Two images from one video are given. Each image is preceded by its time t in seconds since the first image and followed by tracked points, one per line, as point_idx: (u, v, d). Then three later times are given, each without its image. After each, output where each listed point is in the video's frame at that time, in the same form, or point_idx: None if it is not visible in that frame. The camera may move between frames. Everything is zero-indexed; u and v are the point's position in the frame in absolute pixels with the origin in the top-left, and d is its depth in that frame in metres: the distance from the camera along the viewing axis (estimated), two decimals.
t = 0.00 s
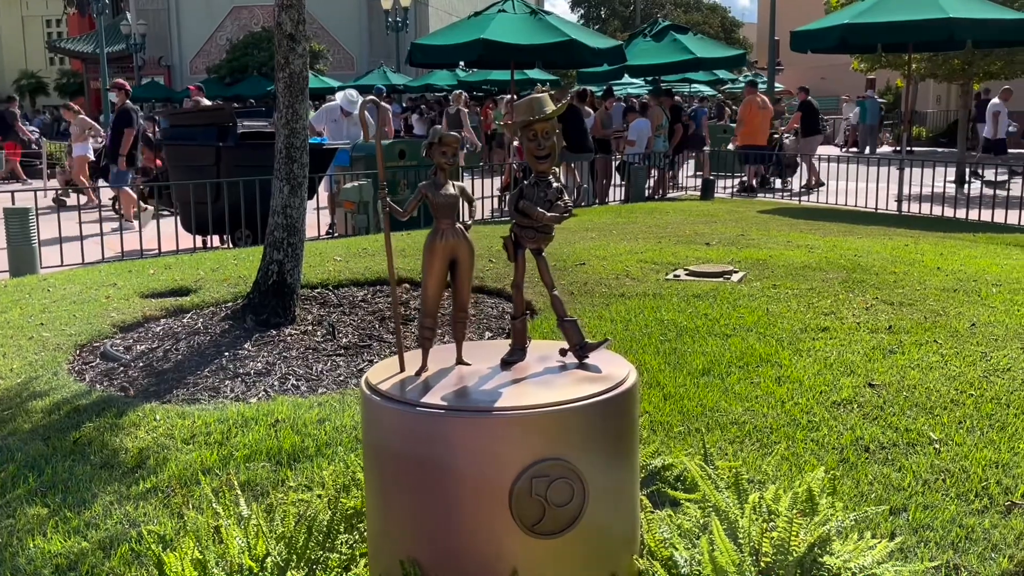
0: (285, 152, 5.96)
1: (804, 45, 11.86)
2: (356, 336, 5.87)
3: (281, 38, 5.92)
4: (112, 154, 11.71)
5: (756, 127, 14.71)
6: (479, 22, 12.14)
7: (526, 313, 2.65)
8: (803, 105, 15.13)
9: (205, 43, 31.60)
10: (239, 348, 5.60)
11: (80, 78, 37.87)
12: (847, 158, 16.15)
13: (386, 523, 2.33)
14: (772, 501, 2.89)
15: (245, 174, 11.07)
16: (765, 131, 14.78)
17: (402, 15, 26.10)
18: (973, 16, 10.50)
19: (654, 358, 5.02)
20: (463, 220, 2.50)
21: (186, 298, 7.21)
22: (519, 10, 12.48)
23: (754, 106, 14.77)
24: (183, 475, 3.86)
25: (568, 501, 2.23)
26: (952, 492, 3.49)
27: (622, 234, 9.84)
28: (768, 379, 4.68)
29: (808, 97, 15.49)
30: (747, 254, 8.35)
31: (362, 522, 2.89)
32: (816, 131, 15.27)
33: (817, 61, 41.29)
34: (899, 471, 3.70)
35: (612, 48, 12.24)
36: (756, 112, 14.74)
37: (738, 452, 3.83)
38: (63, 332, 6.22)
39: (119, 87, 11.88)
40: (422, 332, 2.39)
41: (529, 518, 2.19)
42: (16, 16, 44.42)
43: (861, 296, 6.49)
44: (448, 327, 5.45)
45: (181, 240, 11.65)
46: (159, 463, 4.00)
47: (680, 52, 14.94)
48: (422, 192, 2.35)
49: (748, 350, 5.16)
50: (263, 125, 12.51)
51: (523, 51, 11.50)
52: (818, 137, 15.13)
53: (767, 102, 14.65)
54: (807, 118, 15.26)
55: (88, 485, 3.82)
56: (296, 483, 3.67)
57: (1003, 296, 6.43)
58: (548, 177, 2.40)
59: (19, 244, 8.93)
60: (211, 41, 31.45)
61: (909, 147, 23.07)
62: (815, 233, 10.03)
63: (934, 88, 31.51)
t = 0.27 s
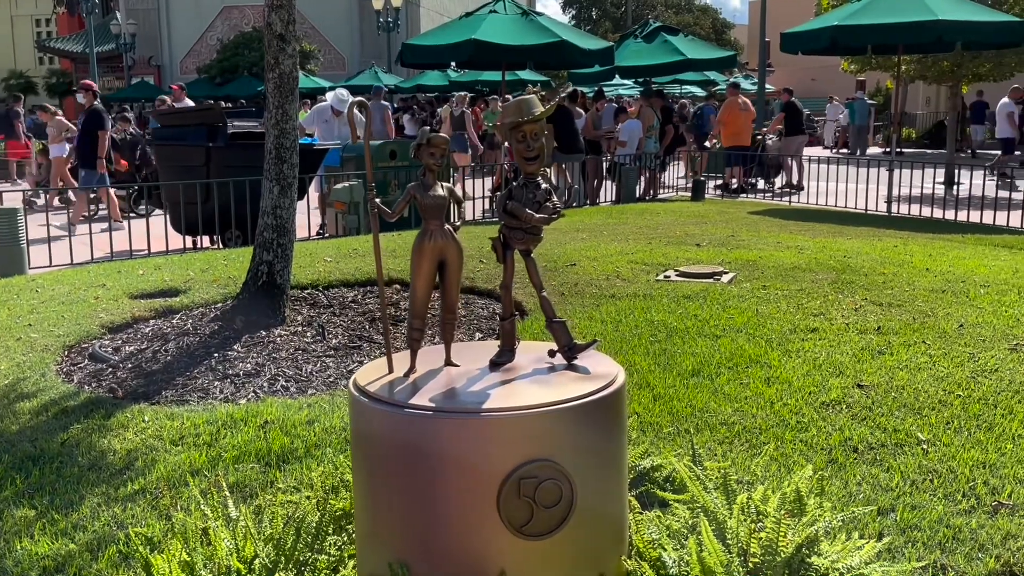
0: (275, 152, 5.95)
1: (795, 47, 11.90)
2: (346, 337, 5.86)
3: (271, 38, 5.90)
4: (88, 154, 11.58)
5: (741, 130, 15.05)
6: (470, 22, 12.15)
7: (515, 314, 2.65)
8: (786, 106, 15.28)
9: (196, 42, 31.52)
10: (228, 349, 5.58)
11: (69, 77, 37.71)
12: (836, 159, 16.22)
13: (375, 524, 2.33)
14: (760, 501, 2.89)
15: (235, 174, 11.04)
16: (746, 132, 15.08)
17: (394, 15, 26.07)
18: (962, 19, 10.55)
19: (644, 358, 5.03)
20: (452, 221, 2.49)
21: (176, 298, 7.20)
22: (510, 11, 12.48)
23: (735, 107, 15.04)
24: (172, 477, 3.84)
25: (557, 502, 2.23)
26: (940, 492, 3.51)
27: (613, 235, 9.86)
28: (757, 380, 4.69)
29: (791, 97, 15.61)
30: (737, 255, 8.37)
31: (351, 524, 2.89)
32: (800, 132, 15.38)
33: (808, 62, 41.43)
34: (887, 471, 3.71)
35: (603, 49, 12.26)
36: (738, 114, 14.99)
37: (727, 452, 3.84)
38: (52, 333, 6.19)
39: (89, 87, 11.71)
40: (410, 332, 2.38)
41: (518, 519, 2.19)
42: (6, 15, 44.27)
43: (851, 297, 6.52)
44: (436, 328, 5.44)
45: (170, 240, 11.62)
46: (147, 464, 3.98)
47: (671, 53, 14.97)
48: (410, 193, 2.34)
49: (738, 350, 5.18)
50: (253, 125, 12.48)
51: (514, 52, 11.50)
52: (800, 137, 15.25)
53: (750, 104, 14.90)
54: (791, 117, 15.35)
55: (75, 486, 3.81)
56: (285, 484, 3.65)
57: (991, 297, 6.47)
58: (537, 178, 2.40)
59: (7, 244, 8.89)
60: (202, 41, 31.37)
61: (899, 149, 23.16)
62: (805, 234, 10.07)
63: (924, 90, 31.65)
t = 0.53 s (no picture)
0: (266, 153, 5.94)
1: (787, 49, 11.93)
2: (338, 338, 5.85)
3: (263, 39, 5.89)
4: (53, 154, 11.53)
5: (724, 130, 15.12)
6: (462, 24, 12.15)
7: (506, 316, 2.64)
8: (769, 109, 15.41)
9: (187, 43, 31.43)
10: (219, 351, 5.57)
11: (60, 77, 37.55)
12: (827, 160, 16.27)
13: (366, 526, 2.32)
14: (751, 502, 2.90)
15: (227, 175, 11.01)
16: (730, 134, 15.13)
17: (386, 16, 26.06)
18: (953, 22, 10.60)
19: (636, 360, 5.04)
20: (443, 223, 2.49)
21: (167, 300, 7.17)
22: (502, 13, 12.48)
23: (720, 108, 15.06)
24: (163, 479, 3.83)
25: (548, 504, 2.23)
26: (930, 493, 3.52)
27: (605, 236, 9.87)
28: (749, 381, 4.70)
29: (774, 99, 15.87)
30: (729, 257, 8.39)
31: (342, 526, 2.88)
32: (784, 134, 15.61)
33: (799, 64, 41.54)
34: (878, 472, 3.73)
35: (595, 50, 12.27)
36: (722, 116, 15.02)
37: (718, 454, 3.85)
38: (41, 335, 6.17)
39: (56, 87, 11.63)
40: (402, 334, 2.38)
41: (509, 521, 2.19)
42: None
43: (842, 299, 6.54)
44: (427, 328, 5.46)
45: (161, 241, 11.59)
46: (138, 467, 3.97)
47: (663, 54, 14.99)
48: (402, 195, 2.34)
49: (729, 352, 5.19)
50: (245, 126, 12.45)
51: (507, 53, 11.51)
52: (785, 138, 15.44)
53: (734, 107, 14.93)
54: (774, 120, 15.55)
55: (65, 489, 3.79)
56: (276, 486, 3.64)
57: (981, 299, 6.49)
58: (528, 180, 2.40)
59: None
60: (193, 41, 31.29)
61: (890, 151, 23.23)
62: (796, 236, 10.09)
63: (915, 92, 31.77)
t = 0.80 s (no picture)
0: (261, 155, 5.93)
1: (780, 51, 11.95)
2: (332, 340, 5.84)
3: (257, 41, 5.88)
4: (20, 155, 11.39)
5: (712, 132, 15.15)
6: (456, 26, 12.15)
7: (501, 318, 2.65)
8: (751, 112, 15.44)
9: (181, 44, 31.41)
10: (213, 353, 5.55)
11: (52, 78, 37.43)
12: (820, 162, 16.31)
13: (361, 529, 2.32)
14: (746, 505, 2.90)
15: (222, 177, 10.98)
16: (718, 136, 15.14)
17: (380, 17, 26.06)
18: (944, 25, 10.63)
19: (630, 362, 5.04)
20: (438, 225, 2.49)
21: (161, 302, 7.16)
22: (497, 14, 12.48)
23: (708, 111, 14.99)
24: (156, 482, 3.82)
25: (543, 506, 2.23)
26: (923, 494, 3.53)
27: (599, 238, 9.88)
28: (743, 383, 4.70)
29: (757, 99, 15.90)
30: (723, 258, 8.40)
31: (337, 529, 2.87)
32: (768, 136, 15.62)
33: (793, 66, 41.63)
34: (872, 473, 3.74)
35: (589, 52, 12.28)
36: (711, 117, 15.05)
37: (713, 455, 3.85)
38: (34, 337, 6.14)
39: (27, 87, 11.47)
40: (397, 337, 2.37)
41: (504, 523, 2.19)
42: None
43: (835, 300, 6.55)
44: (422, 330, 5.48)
45: (155, 243, 11.56)
46: (131, 469, 3.96)
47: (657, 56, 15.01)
48: (397, 198, 2.33)
49: (723, 353, 5.20)
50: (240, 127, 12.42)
51: (501, 55, 11.51)
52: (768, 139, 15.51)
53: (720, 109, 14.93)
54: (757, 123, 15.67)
55: (59, 491, 3.78)
56: (270, 488, 3.63)
57: (974, 301, 6.51)
58: (523, 183, 2.40)
59: None
60: (187, 42, 31.26)
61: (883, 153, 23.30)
62: (789, 238, 10.11)
63: (908, 94, 31.88)
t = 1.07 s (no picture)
0: (257, 156, 5.93)
1: (776, 53, 11.97)
2: (328, 341, 5.84)
3: (253, 42, 5.88)
4: None
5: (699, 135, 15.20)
6: (452, 27, 12.15)
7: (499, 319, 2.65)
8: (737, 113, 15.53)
9: (176, 45, 31.38)
10: (209, 354, 5.55)
11: (47, 79, 37.35)
12: (816, 163, 16.33)
13: (360, 530, 2.32)
14: (743, 505, 2.90)
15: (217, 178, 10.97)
16: (707, 139, 15.12)
17: (376, 19, 26.07)
18: (939, 26, 10.67)
19: (627, 363, 5.04)
20: (436, 226, 2.48)
21: (157, 303, 7.15)
22: (493, 16, 12.48)
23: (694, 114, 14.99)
24: (153, 484, 3.81)
25: (541, 507, 2.23)
26: (920, 495, 3.54)
27: (596, 239, 9.89)
28: (739, 384, 4.71)
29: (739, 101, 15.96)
30: (719, 259, 8.42)
31: (334, 531, 2.87)
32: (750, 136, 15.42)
33: (788, 68, 41.71)
34: (868, 474, 3.74)
35: (585, 53, 12.29)
36: (698, 120, 15.04)
37: (709, 456, 3.86)
38: (29, 338, 6.13)
39: None
40: (395, 338, 2.37)
41: (503, 525, 2.19)
42: None
43: (832, 301, 6.57)
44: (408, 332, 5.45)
45: (150, 244, 11.55)
46: (127, 471, 3.95)
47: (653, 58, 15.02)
48: (395, 199, 2.33)
49: (720, 355, 5.20)
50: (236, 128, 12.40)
51: (497, 56, 11.51)
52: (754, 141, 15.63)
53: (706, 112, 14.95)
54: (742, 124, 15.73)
55: (54, 493, 3.77)
56: (266, 489, 3.62)
57: (969, 302, 6.53)
58: (522, 184, 2.40)
59: None
60: (182, 44, 31.24)
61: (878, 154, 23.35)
62: (785, 239, 10.13)
63: (903, 96, 31.96)
